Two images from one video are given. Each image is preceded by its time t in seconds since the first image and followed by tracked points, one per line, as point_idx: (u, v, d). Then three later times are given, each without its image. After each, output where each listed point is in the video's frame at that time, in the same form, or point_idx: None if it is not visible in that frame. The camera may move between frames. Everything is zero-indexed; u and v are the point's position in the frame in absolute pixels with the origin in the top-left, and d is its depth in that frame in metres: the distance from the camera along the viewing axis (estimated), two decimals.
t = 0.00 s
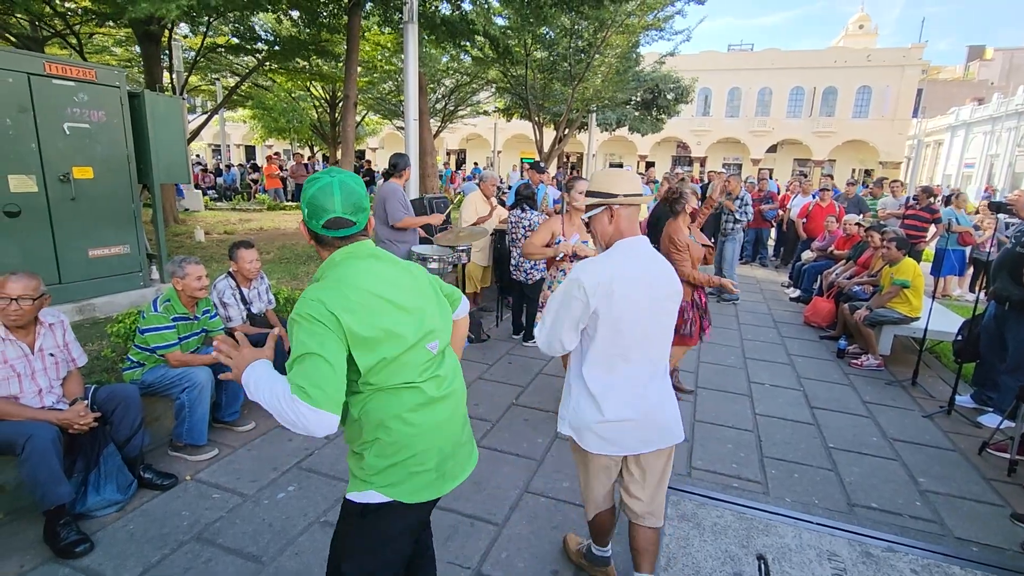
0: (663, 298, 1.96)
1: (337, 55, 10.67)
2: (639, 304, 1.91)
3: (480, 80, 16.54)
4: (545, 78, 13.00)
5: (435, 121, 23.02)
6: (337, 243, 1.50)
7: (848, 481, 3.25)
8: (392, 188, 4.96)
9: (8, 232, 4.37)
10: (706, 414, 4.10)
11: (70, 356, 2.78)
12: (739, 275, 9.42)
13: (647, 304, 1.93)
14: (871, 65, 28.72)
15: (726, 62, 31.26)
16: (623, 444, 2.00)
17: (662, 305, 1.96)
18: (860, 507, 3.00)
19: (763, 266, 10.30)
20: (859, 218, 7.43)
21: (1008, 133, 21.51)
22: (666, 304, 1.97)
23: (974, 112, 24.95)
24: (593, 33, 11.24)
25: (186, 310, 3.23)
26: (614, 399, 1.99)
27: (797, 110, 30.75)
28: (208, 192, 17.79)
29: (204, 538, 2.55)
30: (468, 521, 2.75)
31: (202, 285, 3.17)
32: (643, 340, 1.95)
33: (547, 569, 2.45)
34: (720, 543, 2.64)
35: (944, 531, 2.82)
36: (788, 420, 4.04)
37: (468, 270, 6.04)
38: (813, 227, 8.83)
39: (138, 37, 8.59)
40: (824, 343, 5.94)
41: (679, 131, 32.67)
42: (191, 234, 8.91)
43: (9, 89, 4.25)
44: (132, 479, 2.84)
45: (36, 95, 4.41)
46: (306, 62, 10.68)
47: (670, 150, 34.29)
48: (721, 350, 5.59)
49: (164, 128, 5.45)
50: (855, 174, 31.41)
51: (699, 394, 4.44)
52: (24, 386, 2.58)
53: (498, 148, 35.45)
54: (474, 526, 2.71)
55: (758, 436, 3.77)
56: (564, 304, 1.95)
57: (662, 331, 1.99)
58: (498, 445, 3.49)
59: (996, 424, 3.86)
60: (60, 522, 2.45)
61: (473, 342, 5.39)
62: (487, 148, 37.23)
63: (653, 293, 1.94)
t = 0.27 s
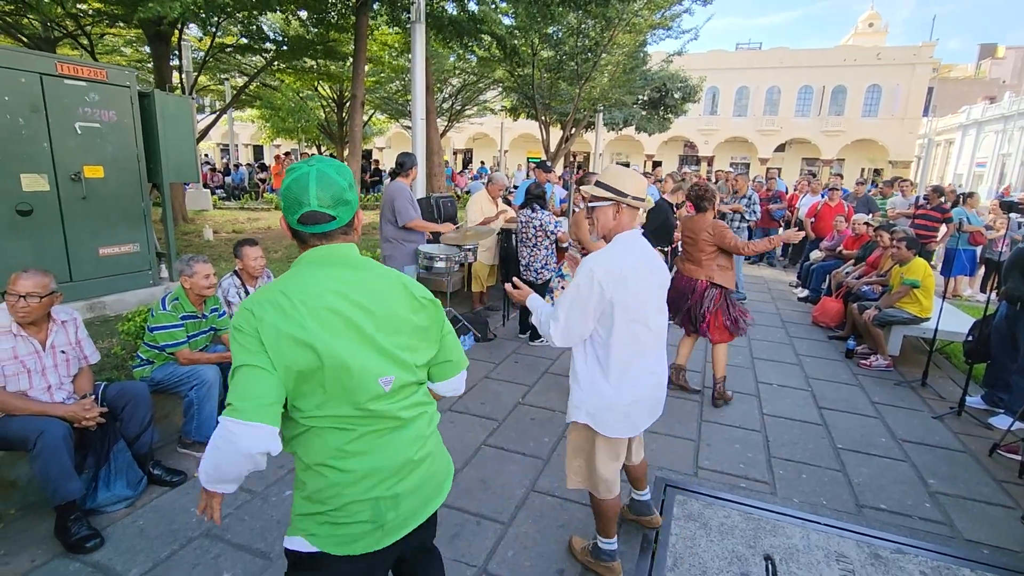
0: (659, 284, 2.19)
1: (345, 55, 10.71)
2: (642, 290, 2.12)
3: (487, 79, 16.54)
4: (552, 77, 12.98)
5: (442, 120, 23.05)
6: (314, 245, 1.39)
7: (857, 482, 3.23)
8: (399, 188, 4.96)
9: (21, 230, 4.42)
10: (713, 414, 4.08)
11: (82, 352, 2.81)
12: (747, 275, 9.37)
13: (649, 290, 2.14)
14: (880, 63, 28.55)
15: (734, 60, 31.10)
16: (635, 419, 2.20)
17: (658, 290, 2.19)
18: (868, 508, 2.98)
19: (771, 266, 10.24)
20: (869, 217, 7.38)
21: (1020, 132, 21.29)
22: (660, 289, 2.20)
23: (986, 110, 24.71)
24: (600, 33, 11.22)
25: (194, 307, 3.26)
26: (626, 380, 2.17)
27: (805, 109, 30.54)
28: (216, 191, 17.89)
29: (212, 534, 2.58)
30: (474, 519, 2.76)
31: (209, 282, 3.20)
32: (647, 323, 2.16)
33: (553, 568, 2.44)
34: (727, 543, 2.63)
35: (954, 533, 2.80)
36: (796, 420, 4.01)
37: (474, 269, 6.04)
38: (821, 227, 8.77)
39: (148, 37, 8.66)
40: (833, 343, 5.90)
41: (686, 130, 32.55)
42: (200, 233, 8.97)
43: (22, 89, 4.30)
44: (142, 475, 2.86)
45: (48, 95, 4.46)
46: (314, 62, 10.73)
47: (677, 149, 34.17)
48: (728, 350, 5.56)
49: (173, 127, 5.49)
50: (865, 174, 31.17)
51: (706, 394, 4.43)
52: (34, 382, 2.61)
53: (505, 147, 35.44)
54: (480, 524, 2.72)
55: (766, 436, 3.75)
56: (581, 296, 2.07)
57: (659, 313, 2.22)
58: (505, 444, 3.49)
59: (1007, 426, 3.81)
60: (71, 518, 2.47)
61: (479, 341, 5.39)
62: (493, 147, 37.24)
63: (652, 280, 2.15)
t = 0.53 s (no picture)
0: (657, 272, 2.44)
1: (351, 51, 10.72)
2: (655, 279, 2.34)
3: (493, 77, 16.53)
4: (558, 74, 12.95)
5: (447, 118, 23.06)
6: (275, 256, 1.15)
7: (863, 482, 3.22)
8: (405, 185, 4.99)
9: (30, 226, 4.46)
10: (718, 412, 4.08)
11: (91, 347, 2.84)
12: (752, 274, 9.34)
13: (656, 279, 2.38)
14: (888, 61, 28.36)
15: (741, 58, 30.94)
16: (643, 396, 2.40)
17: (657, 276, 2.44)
18: (874, 508, 2.97)
19: (777, 265, 10.18)
20: (876, 216, 7.34)
21: None
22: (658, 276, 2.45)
23: (995, 109, 24.51)
24: (606, 30, 11.20)
25: (201, 304, 3.26)
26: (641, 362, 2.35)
27: (812, 107, 30.37)
28: (223, 188, 17.97)
29: (219, 528, 2.59)
30: (479, 515, 2.76)
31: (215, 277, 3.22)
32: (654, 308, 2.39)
33: (557, 565, 2.45)
34: (732, 541, 2.63)
35: (960, 533, 2.79)
36: (801, 420, 4.00)
37: (479, 267, 6.03)
38: (828, 225, 8.72)
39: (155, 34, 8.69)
40: (839, 342, 5.88)
41: (692, 128, 32.43)
42: (206, 229, 9.02)
43: (32, 85, 4.33)
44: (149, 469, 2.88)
45: (57, 92, 4.49)
46: (320, 59, 10.75)
47: (683, 147, 34.06)
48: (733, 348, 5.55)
49: (181, 124, 5.51)
50: (872, 172, 30.98)
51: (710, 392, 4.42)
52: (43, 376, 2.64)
53: (510, 145, 35.42)
54: (485, 520, 2.72)
55: (771, 435, 3.75)
56: (607, 288, 2.18)
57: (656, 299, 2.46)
58: (509, 441, 3.50)
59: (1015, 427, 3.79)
60: (80, 510, 2.50)
61: (484, 338, 5.39)
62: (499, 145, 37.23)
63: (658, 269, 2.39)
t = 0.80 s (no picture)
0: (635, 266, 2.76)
1: (353, 45, 10.68)
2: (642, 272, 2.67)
3: (496, 71, 16.47)
4: (561, 69, 12.90)
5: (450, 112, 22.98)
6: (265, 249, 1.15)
7: (865, 479, 3.22)
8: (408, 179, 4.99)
9: (34, 218, 4.47)
10: (720, 408, 4.08)
11: (93, 339, 2.84)
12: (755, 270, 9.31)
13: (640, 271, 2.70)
14: (894, 57, 28.18)
15: (745, 53, 30.77)
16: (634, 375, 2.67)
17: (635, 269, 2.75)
18: (876, 505, 2.97)
19: (780, 262, 10.15)
20: (881, 213, 7.30)
21: None
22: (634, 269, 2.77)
23: (1001, 106, 24.39)
24: (610, 24, 11.14)
25: (205, 298, 3.25)
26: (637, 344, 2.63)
27: (817, 103, 30.21)
28: (225, 181, 17.95)
29: (222, 520, 2.61)
30: (480, 509, 2.77)
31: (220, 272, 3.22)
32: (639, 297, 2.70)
33: (559, 559, 2.46)
34: (733, 537, 2.63)
35: (962, 531, 2.79)
36: (803, 416, 4.00)
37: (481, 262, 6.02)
38: (832, 222, 8.69)
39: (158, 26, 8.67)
40: (842, 340, 5.86)
41: (696, 123, 32.30)
42: (209, 222, 9.02)
43: (35, 77, 4.32)
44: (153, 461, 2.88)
45: (60, 84, 4.48)
46: (323, 52, 10.71)
47: (686, 142, 33.93)
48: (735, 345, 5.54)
49: (184, 117, 5.50)
50: (876, 169, 30.86)
51: (712, 388, 4.42)
52: (46, 369, 2.64)
53: (513, 139, 35.32)
54: (486, 514, 2.73)
55: (773, 432, 3.74)
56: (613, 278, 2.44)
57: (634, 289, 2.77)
58: (511, 435, 3.50)
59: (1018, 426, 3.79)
60: (84, 502, 2.50)
61: (486, 333, 5.39)
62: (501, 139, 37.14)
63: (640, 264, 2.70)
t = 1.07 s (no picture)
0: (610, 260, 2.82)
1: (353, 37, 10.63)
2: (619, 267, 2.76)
3: (497, 65, 16.40)
4: (562, 63, 12.85)
5: (450, 106, 22.89)
6: (326, 237, 1.24)
7: (862, 475, 3.23)
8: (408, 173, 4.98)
9: (32, 210, 4.45)
10: (718, 403, 4.08)
11: (93, 332, 2.84)
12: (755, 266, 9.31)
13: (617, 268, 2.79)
14: (896, 52, 28.08)
15: (747, 48, 30.64)
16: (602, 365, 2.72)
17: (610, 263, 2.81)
18: (873, 501, 2.98)
19: (780, 258, 10.14)
20: (881, 210, 7.29)
21: None
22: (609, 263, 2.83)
23: (1003, 102, 24.32)
24: (612, 18, 11.08)
25: (204, 290, 3.26)
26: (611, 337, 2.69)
27: (818, 98, 30.12)
28: (224, 174, 17.90)
29: (221, 513, 2.61)
30: (479, 504, 2.78)
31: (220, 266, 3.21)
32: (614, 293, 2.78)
33: (557, 553, 2.47)
34: (731, 532, 2.64)
35: (959, 527, 2.79)
36: (802, 412, 4.01)
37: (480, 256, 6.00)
38: (832, 218, 8.67)
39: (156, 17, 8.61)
40: (840, 336, 5.87)
41: (697, 118, 32.21)
42: (208, 215, 9.00)
43: (32, 68, 4.30)
44: (152, 453, 2.89)
45: (58, 75, 4.45)
46: (322, 44, 10.66)
47: (687, 138, 33.84)
48: (734, 340, 5.54)
49: (183, 109, 5.48)
50: (877, 165, 30.79)
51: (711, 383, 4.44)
52: (44, 361, 2.64)
53: (513, 134, 35.20)
54: (485, 509, 2.74)
55: (771, 427, 3.75)
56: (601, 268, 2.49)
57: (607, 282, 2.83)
58: (510, 430, 3.51)
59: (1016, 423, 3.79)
60: (83, 494, 2.50)
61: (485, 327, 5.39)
62: (502, 134, 37.03)
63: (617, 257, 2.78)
